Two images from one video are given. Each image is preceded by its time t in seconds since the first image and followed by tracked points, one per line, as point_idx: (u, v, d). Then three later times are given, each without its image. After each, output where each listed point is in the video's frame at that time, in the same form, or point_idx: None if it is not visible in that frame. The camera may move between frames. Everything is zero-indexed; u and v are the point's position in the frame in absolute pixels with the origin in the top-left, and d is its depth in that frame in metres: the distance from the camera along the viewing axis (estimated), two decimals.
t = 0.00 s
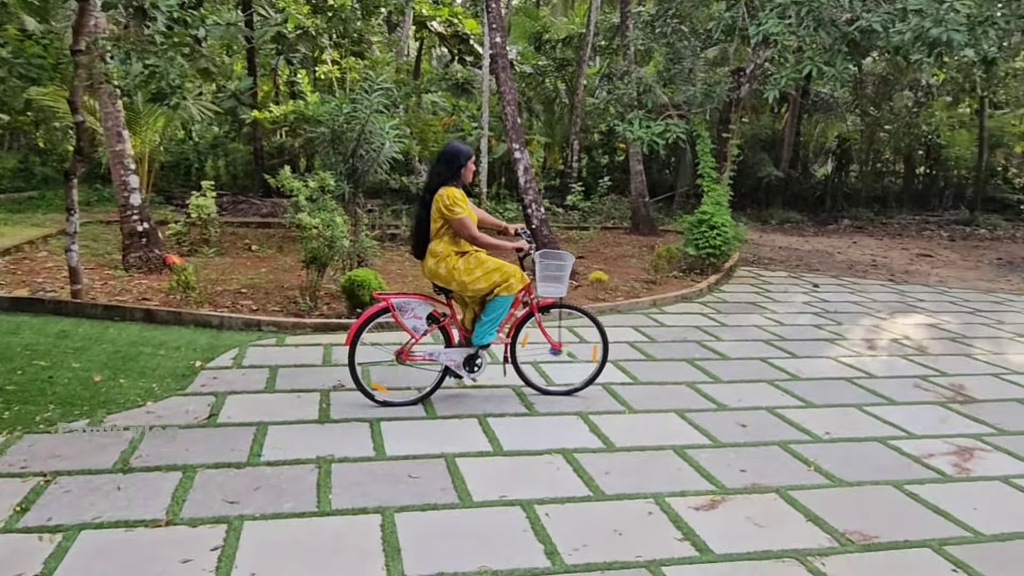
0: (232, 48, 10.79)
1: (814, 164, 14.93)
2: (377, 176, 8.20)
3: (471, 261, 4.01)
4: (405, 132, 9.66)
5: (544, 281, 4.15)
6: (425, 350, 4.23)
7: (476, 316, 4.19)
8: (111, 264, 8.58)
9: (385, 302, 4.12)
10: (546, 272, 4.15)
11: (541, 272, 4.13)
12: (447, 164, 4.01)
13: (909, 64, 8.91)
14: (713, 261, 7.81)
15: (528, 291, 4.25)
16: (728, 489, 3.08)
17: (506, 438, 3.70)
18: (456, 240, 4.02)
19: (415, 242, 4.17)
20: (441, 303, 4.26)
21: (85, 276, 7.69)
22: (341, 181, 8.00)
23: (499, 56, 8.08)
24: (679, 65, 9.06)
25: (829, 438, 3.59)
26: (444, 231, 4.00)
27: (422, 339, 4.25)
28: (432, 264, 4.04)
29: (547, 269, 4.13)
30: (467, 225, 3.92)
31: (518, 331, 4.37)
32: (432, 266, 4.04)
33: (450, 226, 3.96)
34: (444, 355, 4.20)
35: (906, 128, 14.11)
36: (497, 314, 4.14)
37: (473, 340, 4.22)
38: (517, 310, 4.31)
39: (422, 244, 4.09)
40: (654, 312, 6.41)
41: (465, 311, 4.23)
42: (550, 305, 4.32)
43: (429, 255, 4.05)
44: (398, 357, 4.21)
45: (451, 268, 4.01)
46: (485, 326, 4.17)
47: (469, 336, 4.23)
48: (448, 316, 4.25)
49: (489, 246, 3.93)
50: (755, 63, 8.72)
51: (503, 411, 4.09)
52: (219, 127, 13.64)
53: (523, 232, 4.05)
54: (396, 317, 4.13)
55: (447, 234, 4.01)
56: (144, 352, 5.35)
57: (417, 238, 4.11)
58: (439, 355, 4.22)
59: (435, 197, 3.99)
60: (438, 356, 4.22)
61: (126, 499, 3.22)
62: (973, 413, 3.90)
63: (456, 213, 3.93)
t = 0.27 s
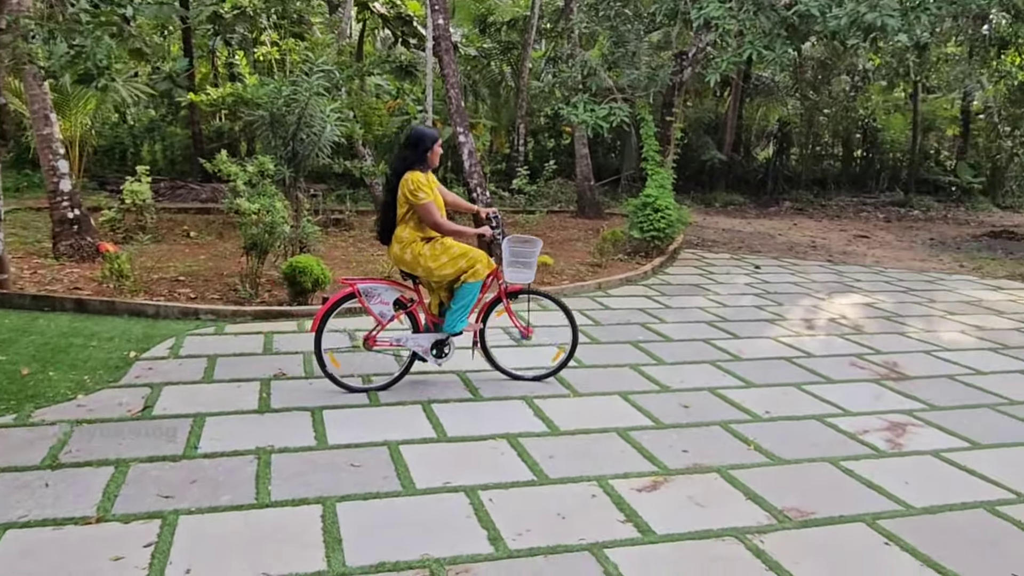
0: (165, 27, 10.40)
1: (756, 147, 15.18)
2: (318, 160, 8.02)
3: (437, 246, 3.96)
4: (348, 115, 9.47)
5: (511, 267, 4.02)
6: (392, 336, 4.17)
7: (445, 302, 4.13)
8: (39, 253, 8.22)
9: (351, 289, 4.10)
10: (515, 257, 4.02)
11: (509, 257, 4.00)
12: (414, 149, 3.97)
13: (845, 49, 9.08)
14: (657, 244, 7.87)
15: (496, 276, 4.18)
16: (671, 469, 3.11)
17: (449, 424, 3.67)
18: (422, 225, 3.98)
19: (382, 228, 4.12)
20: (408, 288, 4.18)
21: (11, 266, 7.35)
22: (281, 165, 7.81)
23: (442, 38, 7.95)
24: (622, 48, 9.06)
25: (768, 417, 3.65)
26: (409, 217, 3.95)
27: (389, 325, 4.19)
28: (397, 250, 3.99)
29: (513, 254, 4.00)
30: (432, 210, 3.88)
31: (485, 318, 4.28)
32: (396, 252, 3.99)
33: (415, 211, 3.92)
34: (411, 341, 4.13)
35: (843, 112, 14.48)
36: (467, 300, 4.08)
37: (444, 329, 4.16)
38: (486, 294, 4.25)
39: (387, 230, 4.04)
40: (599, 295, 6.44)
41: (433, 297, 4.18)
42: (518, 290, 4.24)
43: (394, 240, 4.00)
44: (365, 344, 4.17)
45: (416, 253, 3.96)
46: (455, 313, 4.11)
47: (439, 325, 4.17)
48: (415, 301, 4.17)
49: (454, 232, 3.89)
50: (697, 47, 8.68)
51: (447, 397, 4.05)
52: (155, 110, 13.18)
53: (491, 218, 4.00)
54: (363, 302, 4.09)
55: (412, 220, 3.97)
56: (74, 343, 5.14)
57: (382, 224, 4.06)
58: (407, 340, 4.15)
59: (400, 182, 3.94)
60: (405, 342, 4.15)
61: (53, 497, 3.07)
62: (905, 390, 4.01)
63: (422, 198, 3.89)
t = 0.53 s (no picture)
0: (98, 11, 10.00)
1: (702, 136, 15.38)
2: (262, 149, 7.82)
3: (411, 237, 3.92)
4: (292, 103, 9.26)
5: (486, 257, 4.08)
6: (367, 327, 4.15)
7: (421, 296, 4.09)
8: None
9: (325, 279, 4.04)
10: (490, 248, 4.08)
11: (484, 248, 4.06)
12: (390, 139, 3.94)
13: (787, 39, 9.23)
14: (606, 232, 7.92)
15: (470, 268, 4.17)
16: (620, 456, 3.14)
17: (399, 416, 3.63)
18: (396, 216, 3.94)
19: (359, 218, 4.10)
20: (383, 279, 4.12)
21: None
22: (224, 155, 7.62)
23: (388, 26, 7.82)
24: (569, 36, 9.04)
25: (714, 402, 3.71)
26: (383, 208, 3.92)
27: (364, 315, 4.16)
28: (371, 241, 3.97)
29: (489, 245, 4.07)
30: (404, 202, 3.84)
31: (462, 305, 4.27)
32: (370, 243, 3.96)
33: (387, 203, 3.88)
34: (385, 331, 4.09)
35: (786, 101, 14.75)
36: (444, 293, 4.04)
37: (421, 321, 4.10)
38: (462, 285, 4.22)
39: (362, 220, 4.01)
40: (549, 284, 6.45)
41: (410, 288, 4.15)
42: (493, 281, 4.21)
43: (368, 231, 3.97)
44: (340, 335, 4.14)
45: (390, 245, 3.93)
46: (433, 307, 4.07)
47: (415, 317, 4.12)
48: (389, 292, 4.12)
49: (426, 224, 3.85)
50: (643, 35, 8.83)
51: (397, 389, 4.01)
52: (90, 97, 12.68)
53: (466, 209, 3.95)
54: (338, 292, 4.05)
55: (385, 211, 3.94)
56: (4, 340, 4.92)
57: (357, 214, 4.03)
58: (380, 330, 4.11)
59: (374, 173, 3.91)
60: (379, 332, 4.11)
61: None
62: (846, 373, 4.12)
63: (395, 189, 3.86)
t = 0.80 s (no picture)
0: None
1: (651, 129, 15.52)
2: (207, 143, 7.61)
3: (392, 235, 3.84)
4: (238, 95, 9.04)
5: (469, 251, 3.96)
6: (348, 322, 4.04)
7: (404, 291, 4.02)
8: None
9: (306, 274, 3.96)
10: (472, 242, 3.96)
11: (467, 242, 3.94)
12: (373, 135, 3.82)
13: (733, 34, 9.35)
14: (557, 226, 7.94)
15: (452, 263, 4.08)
16: (575, 450, 3.15)
17: (352, 413, 3.58)
18: (377, 212, 3.84)
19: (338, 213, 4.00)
20: (364, 274, 4.05)
21: None
22: (167, 148, 7.37)
23: (336, 18, 7.60)
24: (519, 30, 9.00)
25: (667, 394, 3.75)
26: (364, 203, 3.81)
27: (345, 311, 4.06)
28: (350, 235, 3.87)
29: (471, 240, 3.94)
30: (387, 198, 3.74)
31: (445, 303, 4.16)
32: (350, 238, 3.86)
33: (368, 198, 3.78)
34: (365, 326, 4.00)
35: (732, 96, 14.97)
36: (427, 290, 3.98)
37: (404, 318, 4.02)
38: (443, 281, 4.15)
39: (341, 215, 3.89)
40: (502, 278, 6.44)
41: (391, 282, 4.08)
42: (476, 276, 4.10)
43: (348, 226, 3.87)
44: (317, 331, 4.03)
45: (371, 240, 3.84)
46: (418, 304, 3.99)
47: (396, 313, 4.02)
48: (370, 287, 4.04)
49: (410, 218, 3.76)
50: (593, 29, 8.87)
51: (349, 386, 3.95)
52: (22, 86, 12.17)
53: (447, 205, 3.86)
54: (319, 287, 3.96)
55: (366, 206, 3.83)
56: None
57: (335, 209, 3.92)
58: (361, 326, 4.02)
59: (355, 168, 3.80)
60: (359, 327, 4.02)
61: None
62: (794, 363, 4.21)
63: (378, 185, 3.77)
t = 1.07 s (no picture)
0: None
1: (602, 129, 15.65)
2: (151, 140, 7.40)
3: (381, 238, 3.78)
4: (184, 92, 8.81)
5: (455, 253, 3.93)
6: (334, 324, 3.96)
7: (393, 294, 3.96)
8: None
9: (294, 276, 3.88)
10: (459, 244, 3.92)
11: (454, 245, 3.89)
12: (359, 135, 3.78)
13: (683, 36, 9.47)
14: (510, 225, 7.94)
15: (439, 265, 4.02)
16: (530, 450, 3.15)
17: (305, 417, 3.52)
18: (365, 213, 3.79)
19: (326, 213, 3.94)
20: (351, 274, 3.99)
21: None
22: (109, 146, 7.14)
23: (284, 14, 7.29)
24: (471, 29, 8.95)
25: (621, 393, 3.78)
26: (352, 204, 3.76)
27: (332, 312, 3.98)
28: (338, 236, 3.81)
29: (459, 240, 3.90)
30: (376, 197, 3.69)
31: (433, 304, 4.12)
32: (338, 239, 3.80)
33: (357, 199, 3.73)
34: (353, 327, 3.92)
35: (681, 96, 15.16)
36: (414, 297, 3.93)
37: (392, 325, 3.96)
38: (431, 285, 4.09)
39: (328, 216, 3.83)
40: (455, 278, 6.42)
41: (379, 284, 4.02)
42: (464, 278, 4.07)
43: (336, 226, 3.81)
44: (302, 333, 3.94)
45: (359, 241, 3.78)
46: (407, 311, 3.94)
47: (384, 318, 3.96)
48: (358, 287, 3.97)
49: (400, 219, 3.70)
50: (545, 29, 8.90)
51: (301, 389, 3.88)
52: None
53: (435, 206, 3.80)
54: (306, 288, 3.89)
55: (355, 207, 3.78)
56: None
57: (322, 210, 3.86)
58: (348, 326, 3.94)
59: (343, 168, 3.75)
60: (346, 328, 3.93)
61: None
62: (744, 362, 4.28)
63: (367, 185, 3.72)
